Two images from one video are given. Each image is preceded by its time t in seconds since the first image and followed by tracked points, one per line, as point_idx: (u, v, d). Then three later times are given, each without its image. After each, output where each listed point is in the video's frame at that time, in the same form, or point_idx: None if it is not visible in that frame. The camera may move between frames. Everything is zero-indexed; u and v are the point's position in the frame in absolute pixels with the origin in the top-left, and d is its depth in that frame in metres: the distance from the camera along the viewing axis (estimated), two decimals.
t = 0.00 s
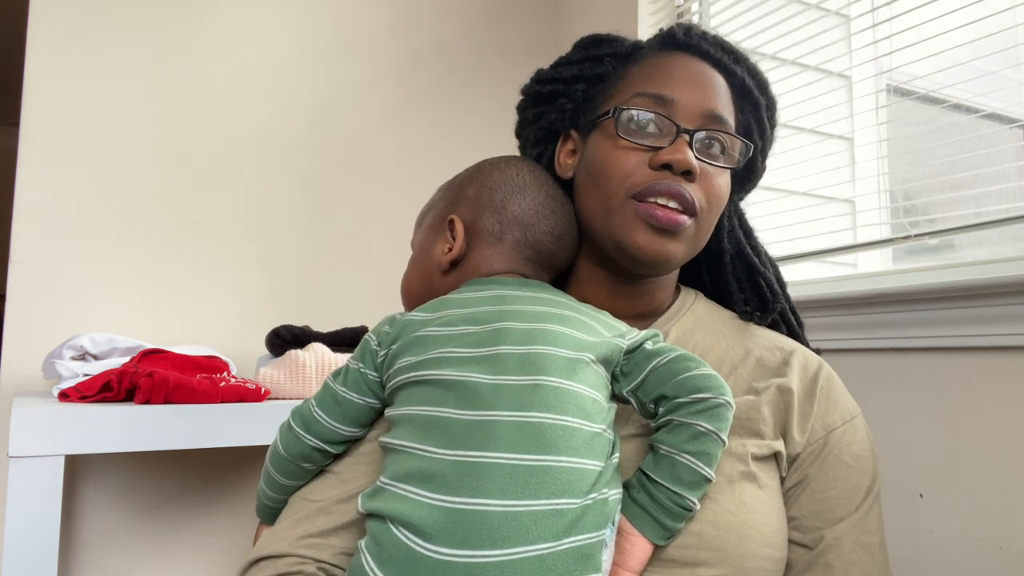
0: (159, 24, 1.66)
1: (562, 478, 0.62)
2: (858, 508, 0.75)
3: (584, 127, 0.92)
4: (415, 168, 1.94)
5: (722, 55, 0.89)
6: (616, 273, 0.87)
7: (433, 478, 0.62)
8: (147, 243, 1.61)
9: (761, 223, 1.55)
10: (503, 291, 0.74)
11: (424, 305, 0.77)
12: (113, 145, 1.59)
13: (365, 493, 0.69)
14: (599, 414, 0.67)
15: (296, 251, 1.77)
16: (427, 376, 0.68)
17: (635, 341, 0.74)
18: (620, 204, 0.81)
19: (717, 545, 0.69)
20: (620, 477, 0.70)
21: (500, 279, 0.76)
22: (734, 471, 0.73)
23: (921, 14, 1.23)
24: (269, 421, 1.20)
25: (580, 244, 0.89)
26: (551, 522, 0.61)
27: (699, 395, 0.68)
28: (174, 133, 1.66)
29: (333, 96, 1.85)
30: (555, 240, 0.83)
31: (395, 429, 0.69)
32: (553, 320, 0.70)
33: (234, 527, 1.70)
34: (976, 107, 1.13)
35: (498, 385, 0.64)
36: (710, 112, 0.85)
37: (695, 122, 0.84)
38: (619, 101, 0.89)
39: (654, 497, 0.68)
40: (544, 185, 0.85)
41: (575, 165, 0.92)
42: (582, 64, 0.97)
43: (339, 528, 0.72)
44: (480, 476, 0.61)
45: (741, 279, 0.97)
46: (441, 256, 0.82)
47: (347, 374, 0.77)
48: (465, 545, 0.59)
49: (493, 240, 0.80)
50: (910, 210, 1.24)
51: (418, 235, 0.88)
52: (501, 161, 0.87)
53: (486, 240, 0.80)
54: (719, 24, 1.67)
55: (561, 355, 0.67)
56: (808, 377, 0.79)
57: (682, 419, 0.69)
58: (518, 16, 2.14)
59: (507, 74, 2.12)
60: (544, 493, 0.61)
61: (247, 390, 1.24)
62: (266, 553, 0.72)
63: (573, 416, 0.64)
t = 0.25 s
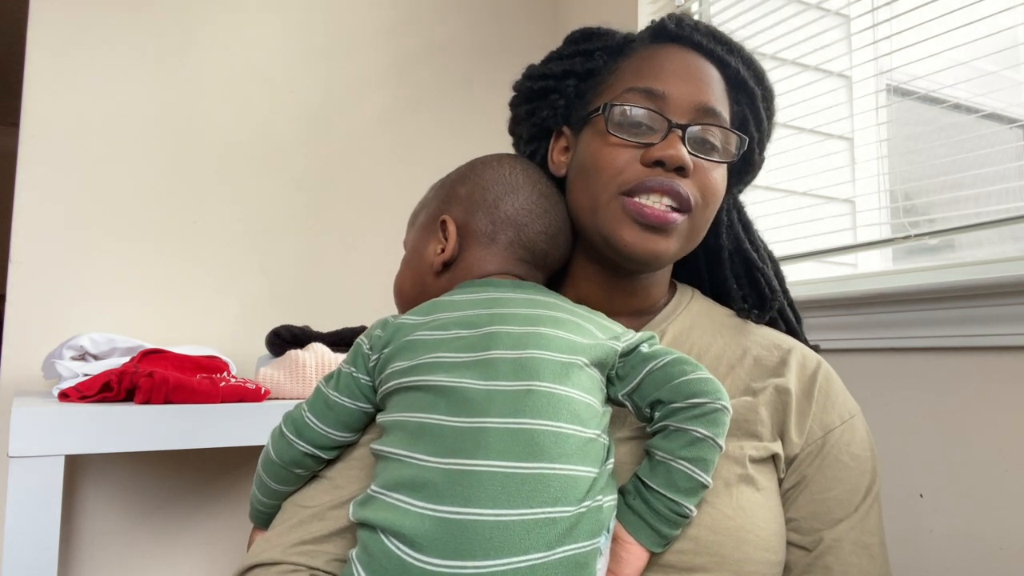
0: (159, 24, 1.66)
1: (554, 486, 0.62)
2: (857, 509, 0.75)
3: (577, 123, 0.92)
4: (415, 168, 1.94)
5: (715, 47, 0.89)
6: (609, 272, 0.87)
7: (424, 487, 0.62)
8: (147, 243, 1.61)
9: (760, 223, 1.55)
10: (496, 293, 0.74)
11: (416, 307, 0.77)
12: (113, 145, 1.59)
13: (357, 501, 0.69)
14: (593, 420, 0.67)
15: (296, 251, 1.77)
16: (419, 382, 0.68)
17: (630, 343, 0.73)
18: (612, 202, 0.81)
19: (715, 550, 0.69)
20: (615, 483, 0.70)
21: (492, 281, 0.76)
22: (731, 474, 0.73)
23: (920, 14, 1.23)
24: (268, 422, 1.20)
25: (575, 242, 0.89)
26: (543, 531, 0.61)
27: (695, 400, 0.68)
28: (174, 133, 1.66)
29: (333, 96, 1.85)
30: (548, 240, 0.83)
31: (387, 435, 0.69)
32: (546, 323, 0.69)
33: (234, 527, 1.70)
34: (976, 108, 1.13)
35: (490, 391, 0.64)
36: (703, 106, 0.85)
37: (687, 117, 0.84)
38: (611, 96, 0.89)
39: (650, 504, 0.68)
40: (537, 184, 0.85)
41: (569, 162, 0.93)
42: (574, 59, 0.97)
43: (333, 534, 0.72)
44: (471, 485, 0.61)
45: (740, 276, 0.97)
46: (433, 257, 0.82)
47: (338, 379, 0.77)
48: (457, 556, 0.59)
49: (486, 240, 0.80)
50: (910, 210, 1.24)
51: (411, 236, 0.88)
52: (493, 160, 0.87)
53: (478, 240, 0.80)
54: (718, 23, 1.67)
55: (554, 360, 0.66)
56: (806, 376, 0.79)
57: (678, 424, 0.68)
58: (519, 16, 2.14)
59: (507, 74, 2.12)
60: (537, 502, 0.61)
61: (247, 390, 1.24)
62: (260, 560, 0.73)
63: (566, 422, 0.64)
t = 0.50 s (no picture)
0: (159, 24, 1.66)
1: (554, 485, 0.62)
2: (856, 508, 0.75)
3: (576, 124, 0.92)
4: (416, 168, 1.94)
5: (717, 48, 0.88)
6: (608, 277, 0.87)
7: (424, 485, 0.62)
8: (147, 242, 1.61)
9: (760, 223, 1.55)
10: (496, 293, 0.74)
11: (416, 307, 0.77)
12: (113, 145, 1.59)
13: (357, 500, 0.69)
14: (593, 419, 0.67)
15: (296, 251, 1.77)
16: (419, 381, 0.68)
17: (629, 343, 0.73)
18: (609, 212, 0.81)
19: (714, 549, 0.69)
20: (614, 482, 0.70)
21: (492, 281, 0.76)
22: (730, 472, 0.73)
23: (920, 14, 1.23)
24: (268, 421, 1.20)
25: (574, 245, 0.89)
26: (543, 529, 0.61)
27: (693, 399, 0.68)
28: (174, 133, 1.66)
29: (334, 96, 1.85)
30: (547, 241, 0.83)
31: (387, 434, 0.69)
32: (546, 323, 0.69)
33: (234, 527, 1.70)
34: (976, 107, 1.13)
35: (489, 390, 0.64)
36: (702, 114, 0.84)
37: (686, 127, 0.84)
38: (611, 101, 0.89)
39: (649, 503, 0.68)
40: (536, 185, 0.85)
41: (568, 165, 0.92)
42: (575, 58, 0.97)
43: (333, 533, 0.72)
44: (470, 483, 0.61)
45: (741, 277, 0.97)
46: (432, 258, 0.82)
47: (339, 378, 0.77)
48: (457, 554, 0.59)
49: (485, 241, 0.80)
50: (910, 210, 1.24)
51: (410, 236, 0.88)
52: (494, 161, 0.87)
53: (477, 241, 0.80)
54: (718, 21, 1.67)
55: (554, 359, 0.66)
56: (805, 376, 0.79)
57: (677, 423, 0.68)
58: (519, 15, 2.15)
59: (508, 74, 2.12)
60: (537, 500, 0.61)
61: (247, 390, 1.24)
62: (260, 559, 0.73)
63: (566, 421, 0.64)
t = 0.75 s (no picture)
0: (159, 24, 1.66)
1: (563, 478, 0.62)
2: (857, 510, 0.75)
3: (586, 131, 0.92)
4: (416, 167, 1.94)
5: (729, 60, 0.87)
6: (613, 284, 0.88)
7: (434, 477, 0.62)
8: (147, 242, 1.61)
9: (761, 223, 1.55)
10: (505, 292, 0.74)
11: (426, 305, 0.77)
12: (113, 145, 1.59)
13: (367, 492, 0.69)
14: (600, 415, 0.67)
15: (296, 251, 1.77)
16: (429, 376, 0.68)
17: (635, 343, 0.73)
18: (615, 226, 0.82)
19: (717, 547, 0.69)
20: (620, 478, 0.70)
21: (502, 280, 0.76)
22: (733, 472, 0.73)
23: (920, 15, 1.23)
24: (269, 421, 1.20)
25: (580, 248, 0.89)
26: (551, 521, 0.61)
27: (699, 397, 0.68)
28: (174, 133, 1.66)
29: (334, 96, 1.85)
30: (556, 243, 0.83)
31: (397, 428, 0.69)
32: (554, 321, 0.70)
33: (234, 527, 1.70)
34: (976, 107, 1.13)
35: (499, 384, 0.64)
36: (710, 128, 0.84)
37: (692, 141, 0.84)
38: (620, 111, 0.89)
39: (654, 499, 0.68)
40: (545, 187, 0.85)
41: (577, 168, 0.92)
42: (586, 63, 0.96)
43: (341, 527, 0.72)
44: (480, 475, 0.61)
45: (745, 282, 0.97)
46: (442, 258, 0.82)
47: (349, 373, 0.77)
48: (466, 544, 0.59)
49: (495, 242, 0.80)
50: (910, 210, 1.24)
51: (421, 236, 0.88)
52: (504, 163, 0.87)
53: (487, 242, 0.80)
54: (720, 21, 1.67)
55: (563, 355, 0.67)
56: (808, 378, 0.79)
57: (683, 421, 0.69)
58: (519, 16, 2.15)
59: (507, 74, 2.12)
60: (545, 492, 0.61)
61: (247, 390, 1.24)
62: (267, 552, 0.72)
63: (575, 415, 0.64)
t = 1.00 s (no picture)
0: (159, 24, 1.66)
1: (569, 474, 0.62)
2: (860, 511, 0.75)
3: (592, 133, 0.92)
4: (416, 167, 1.94)
5: (734, 63, 0.87)
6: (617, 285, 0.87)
7: (442, 472, 0.62)
8: (147, 242, 1.61)
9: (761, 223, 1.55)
10: (511, 291, 0.74)
11: (431, 303, 0.77)
12: (113, 144, 1.59)
13: (373, 488, 0.69)
14: (606, 413, 0.67)
15: (296, 251, 1.77)
16: (436, 372, 0.68)
17: (641, 343, 0.73)
18: (620, 224, 0.82)
19: (720, 546, 0.69)
20: (625, 477, 0.70)
21: (508, 280, 0.76)
22: (737, 472, 0.73)
23: (920, 15, 1.23)
24: (270, 421, 1.20)
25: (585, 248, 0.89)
26: (558, 517, 0.61)
27: (705, 397, 0.68)
28: (174, 132, 1.66)
29: (334, 96, 1.85)
30: (561, 244, 0.83)
31: (403, 425, 0.69)
32: (561, 319, 0.70)
33: (233, 527, 1.70)
34: (976, 107, 1.13)
35: (507, 381, 0.64)
36: (716, 128, 0.84)
37: (698, 140, 0.84)
38: (626, 112, 0.89)
39: (659, 497, 0.68)
40: (551, 187, 0.85)
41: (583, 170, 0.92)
42: (593, 66, 0.96)
43: (347, 523, 0.72)
44: (487, 470, 0.61)
45: (750, 285, 0.97)
46: (447, 257, 0.82)
47: (355, 370, 0.77)
48: (473, 538, 0.59)
49: (500, 242, 0.80)
50: (910, 210, 1.24)
51: (426, 236, 0.88)
52: (510, 164, 0.87)
53: (493, 242, 0.80)
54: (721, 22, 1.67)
55: (569, 353, 0.67)
56: (811, 381, 0.79)
57: (688, 420, 0.69)
58: (518, 16, 2.15)
59: (507, 74, 2.12)
60: (552, 488, 0.61)
61: (247, 390, 1.24)
62: (274, 547, 0.72)
63: (581, 413, 0.64)
